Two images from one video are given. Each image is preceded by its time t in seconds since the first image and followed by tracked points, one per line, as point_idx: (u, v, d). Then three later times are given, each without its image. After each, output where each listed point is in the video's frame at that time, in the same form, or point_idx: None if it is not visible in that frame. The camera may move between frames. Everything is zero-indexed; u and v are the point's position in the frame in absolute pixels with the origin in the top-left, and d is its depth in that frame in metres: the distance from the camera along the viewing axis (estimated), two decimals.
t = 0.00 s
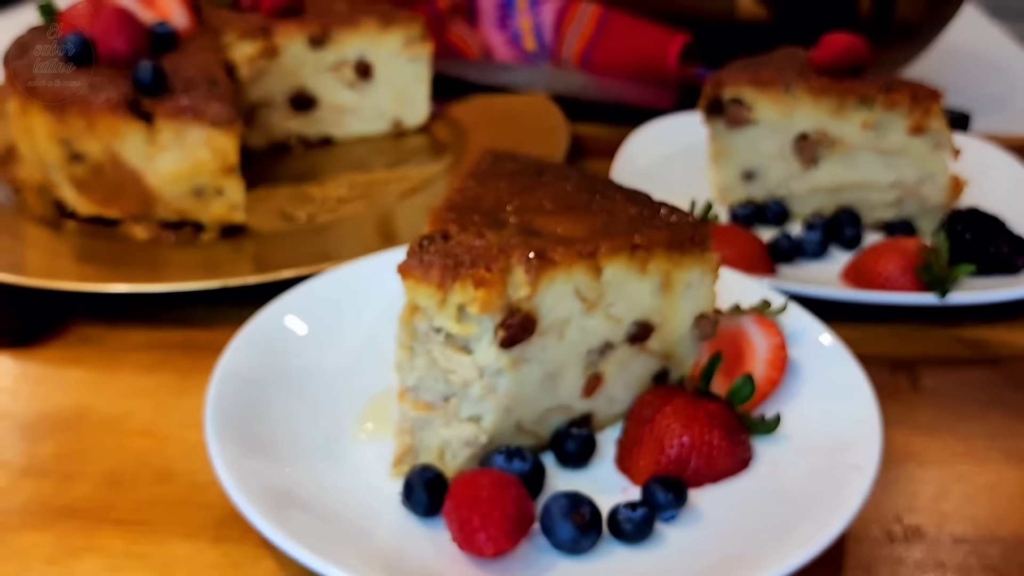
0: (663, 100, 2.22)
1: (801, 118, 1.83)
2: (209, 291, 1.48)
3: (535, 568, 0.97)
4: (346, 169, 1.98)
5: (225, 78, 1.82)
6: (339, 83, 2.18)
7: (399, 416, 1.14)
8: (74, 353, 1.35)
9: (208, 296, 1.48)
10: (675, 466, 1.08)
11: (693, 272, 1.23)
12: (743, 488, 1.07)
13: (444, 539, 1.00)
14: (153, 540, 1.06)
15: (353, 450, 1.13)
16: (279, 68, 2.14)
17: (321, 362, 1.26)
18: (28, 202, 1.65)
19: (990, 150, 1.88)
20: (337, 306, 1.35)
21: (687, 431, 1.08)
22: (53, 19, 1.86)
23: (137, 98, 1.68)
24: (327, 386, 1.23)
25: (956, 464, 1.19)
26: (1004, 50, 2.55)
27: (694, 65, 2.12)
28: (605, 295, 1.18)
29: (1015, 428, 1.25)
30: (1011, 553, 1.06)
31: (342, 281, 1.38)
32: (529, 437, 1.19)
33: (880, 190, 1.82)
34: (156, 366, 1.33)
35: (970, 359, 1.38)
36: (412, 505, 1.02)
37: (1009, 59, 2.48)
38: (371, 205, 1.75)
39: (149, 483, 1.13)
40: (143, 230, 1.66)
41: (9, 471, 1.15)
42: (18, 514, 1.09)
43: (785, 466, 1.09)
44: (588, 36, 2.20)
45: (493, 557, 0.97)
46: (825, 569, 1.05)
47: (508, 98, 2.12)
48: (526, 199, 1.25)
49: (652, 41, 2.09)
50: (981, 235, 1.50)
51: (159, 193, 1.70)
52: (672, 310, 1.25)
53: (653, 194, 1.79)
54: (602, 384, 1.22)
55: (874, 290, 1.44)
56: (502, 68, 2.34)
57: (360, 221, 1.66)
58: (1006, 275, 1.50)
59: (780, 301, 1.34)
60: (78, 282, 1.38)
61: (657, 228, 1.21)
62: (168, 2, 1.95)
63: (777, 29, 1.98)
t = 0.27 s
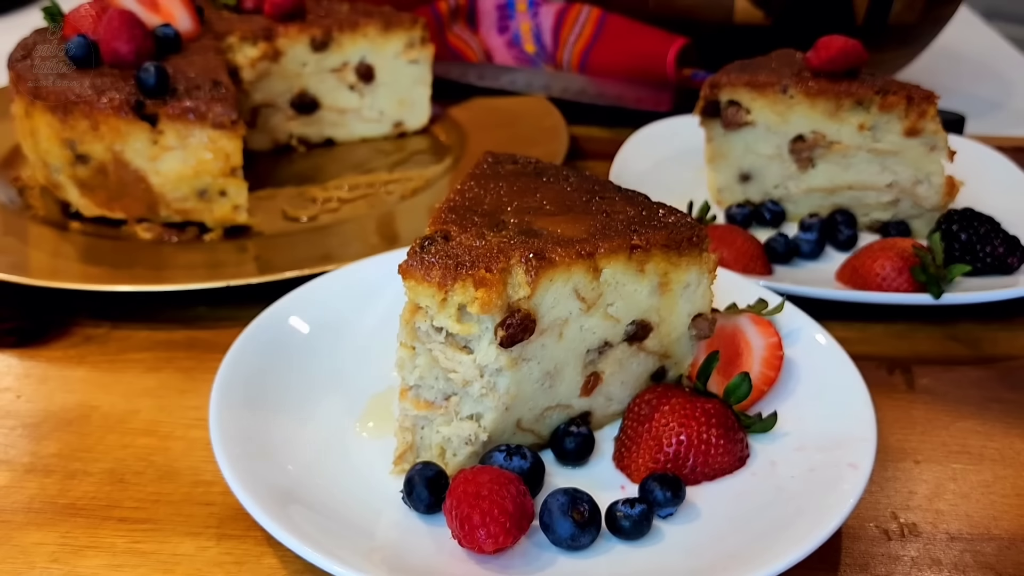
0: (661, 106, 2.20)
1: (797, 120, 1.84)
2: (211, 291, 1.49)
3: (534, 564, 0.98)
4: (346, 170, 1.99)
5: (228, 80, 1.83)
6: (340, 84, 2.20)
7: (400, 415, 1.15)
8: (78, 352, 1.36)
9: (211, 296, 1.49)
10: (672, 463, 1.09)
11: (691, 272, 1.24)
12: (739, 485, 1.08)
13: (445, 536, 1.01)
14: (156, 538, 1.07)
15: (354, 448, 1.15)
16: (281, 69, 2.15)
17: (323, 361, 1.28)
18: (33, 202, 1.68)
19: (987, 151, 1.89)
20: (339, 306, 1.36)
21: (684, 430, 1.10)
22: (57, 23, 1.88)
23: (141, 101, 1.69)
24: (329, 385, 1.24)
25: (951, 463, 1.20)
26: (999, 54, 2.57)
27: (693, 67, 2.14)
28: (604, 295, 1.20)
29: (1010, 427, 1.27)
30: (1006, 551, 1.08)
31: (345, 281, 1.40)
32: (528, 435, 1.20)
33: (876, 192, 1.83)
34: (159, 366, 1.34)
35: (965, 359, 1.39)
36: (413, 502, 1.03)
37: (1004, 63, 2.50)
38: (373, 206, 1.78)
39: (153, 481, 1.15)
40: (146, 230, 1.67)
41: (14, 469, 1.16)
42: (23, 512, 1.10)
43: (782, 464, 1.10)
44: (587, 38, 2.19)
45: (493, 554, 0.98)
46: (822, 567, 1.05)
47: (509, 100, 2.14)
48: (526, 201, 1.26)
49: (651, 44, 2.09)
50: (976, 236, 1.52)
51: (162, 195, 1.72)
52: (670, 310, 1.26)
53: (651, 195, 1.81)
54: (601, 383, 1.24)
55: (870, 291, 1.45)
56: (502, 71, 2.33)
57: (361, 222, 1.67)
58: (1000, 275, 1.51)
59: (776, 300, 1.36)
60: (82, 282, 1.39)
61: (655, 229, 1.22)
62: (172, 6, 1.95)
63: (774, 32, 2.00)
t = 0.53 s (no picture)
0: (660, 107, 2.21)
1: (795, 121, 1.85)
2: (213, 291, 1.50)
3: (534, 563, 0.98)
4: (347, 171, 2.00)
5: (230, 82, 1.84)
6: (341, 85, 2.21)
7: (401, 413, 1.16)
8: (81, 352, 1.37)
9: (213, 296, 1.50)
10: (671, 462, 1.10)
11: (689, 273, 1.25)
12: (738, 484, 1.09)
13: (445, 535, 1.02)
14: (158, 536, 1.07)
15: (355, 447, 1.15)
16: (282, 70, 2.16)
17: (324, 360, 1.29)
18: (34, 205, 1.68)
19: (984, 152, 1.90)
20: (340, 305, 1.37)
21: (683, 429, 1.10)
22: (60, 25, 1.90)
23: (143, 102, 1.70)
24: (330, 384, 1.25)
25: (948, 461, 1.21)
26: (996, 55, 2.57)
27: (691, 69, 2.16)
28: (603, 295, 1.20)
29: (1007, 426, 1.27)
30: (1003, 549, 1.08)
31: (346, 281, 1.41)
32: (528, 434, 1.21)
33: (874, 192, 1.84)
34: (160, 365, 1.35)
35: (962, 358, 1.40)
36: (414, 501, 1.04)
37: (1001, 64, 2.51)
38: (374, 207, 1.79)
39: (155, 480, 1.15)
40: (148, 232, 1.67)
41: (17, 468, 1.17)
42: (25, 510, 1.11)
43: (780, 463, 1.11)
44: (587, 40, 2.20)
45: (493, 552, 0.98)
46: (820, 565, 1.06)
47: (509, 102, 2.15)
48: (525, 201, 1.27)
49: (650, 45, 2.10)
50: (972, 236, 1.53)
51: (163, 195, 1.72)
52: (668, 310, 1.26)
53: (650, 196, 1.82)
54: (601, 382, 1.25)
55: (868, 291, 1.46)
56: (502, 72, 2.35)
57: (361, 223, 1.68)
58: (997, 275, 1.52)
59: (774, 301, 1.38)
60: (85, 282, 1.40)
61: (653, 230, 1.23)
62: (175, 7, 1.95)
63: (773, 34, 2.00)
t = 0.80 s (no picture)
0: (660, 108, 2.20)
1: (794, 121, 1.85)
2: (214, 291, 1.51)
3: (534, 562, 0.99)
4: (347, 171, 2.01)
5: (231, 83, 1.85)
6: (342, 86, 2.21)
7: (401, 413, 1.17)
8: (82, 352, 1.37)
9: (214, 296, 1.51)
10: (670, 462, 1.11)
11: (688, 273, 1.25)
12: (737, 484, 1.10)
13: (445, 534, 1.02)
14: (159, 535, 1.08)
15: (356, 447, 1.16)
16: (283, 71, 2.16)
17: (325, 359, 1.29)
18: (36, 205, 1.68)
19: (983, 152, 1.90)
20: (340, 305, 1.38)
21: (682, 428, 1.11)
22: (61, 25, 1.90)
23: (145, 103, 1.71)
24: (331, 383, 1.25)
25: (946, 461, 1.22)
26: (995, 55, 2.58)
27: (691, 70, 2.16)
28: (603, 295, 1.21)
29: (1005, 425, 1.28)
30: (1002, 548, 1.09)
31: (347, 281, 1.41)
32: (528, 434, 1.22)
33: (873, 193, 1.84)
34: (162, 365, 1.35)
35: (960, 358, 1.40)
36: (415, 500, 1.04)
37: (1000, 65, 2.52)
38: (374, 207, 1.79)
39: (156, 479, 1.16)
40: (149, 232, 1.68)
41: (18, 467, 1.17)
42: (27, 510, 1.11)
43: (778, 462, 1.12)
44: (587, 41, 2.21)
45: (493, 551, 0.99)
46: (819, 564, 1.06)
47: (509, 103, 2.15)
48: (525, 202, 1.28)
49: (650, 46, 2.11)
50: (971, 237, 1.53)
51: (164, 195, 1.73)
52: (668, 309, 1.27)
53: (650, 196, 1.82)
54: (600, 382, 1.25)
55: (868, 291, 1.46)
56: (502, 73, 2.34)
57: (362, 223, 1.68)
58: (996, 275, 1.52)
59: (773, 305, 1.39)
60: (86, 283, 1.40)
61: (652, 230, 1.23)
62: (176, 7, 1.96)
63: (772, 34, 2.01)
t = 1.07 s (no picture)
0: (660, 108, 2.20)
1: (794, 122, 1.86)
2: (214, 292, 1.51)
3: (534, 562, 0.99)
4: (347, 172, 2.01)
5: (231, 83, 1.85)
6: (342, 86, 2.21)
7: (401, 413, 1.17)
8: (82, 352, 1.38)
9: (214, 296, 1.51)
10: (670, 461, 1.11)
11: (688, 273, 1.25)
12: (737, 484, 1.10)
13: (445, 534, 1.02)
14: (159, 535, 1.08)
15: (356, 447, 1.16)
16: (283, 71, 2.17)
17: (326, 359, 1.29)
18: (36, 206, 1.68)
19: (982, 152, 1.90)
20: (341, 305, 1.38)
21: (682, 428, 1.11)
22: (61, 25, 1.90)
23: (145, 103, 1.71)
24: (331, 383, 1.26)
25: (945, 461, 1.22)
26: (994, 56, 2.58)
27: (691, 70, 2.17)
28: (603, 295, 1.21)
29: (1005, 425, 1.28)
30: (1001, 548, 1.09)
31: (348, 281, 1.42)
32: (528, 434, 1.22)
33: (873, 193, 1.85)
34: (162, 365, 1.36)
35: (959, 358, 1.40)
36: (415, 500, 1.04)
37: (999, 65, 2.52)
38: (374, 207, 1.79)
39: (156, 479, 1.16)
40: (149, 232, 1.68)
41: (18, 467, 1.17)
42: (27, 509, 1.11)
43: (778, 462, 1.12)
44: (585, 42, 2.21)
45: (493, 551, 0.99)
46: (819, 564, 1.06)
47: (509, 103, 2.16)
48: (525, 202, 1.28)
49: (648, 46, 2.11)
50: (970, 237, 1.53)
51: (164, 195, 1.73)
52: (668, 310, 1.27)
53: (650, 196, 1.82)
54: (600, 382, 1.25)
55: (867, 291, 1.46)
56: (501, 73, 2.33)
57: (362, 223, 1.68)
58: (995, 275, 1.52)
59: (773, 305, 1.39)
60: (86, 282, 1.40)
61: (652, 230, 1.23)
62: (176, 8, 1.96)
63: (772, 35, 2.01)
